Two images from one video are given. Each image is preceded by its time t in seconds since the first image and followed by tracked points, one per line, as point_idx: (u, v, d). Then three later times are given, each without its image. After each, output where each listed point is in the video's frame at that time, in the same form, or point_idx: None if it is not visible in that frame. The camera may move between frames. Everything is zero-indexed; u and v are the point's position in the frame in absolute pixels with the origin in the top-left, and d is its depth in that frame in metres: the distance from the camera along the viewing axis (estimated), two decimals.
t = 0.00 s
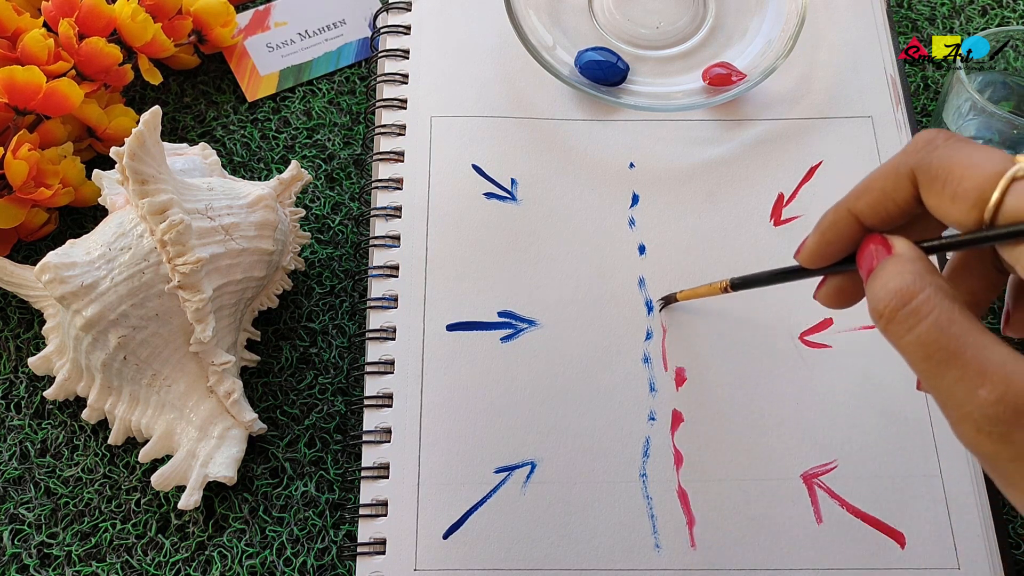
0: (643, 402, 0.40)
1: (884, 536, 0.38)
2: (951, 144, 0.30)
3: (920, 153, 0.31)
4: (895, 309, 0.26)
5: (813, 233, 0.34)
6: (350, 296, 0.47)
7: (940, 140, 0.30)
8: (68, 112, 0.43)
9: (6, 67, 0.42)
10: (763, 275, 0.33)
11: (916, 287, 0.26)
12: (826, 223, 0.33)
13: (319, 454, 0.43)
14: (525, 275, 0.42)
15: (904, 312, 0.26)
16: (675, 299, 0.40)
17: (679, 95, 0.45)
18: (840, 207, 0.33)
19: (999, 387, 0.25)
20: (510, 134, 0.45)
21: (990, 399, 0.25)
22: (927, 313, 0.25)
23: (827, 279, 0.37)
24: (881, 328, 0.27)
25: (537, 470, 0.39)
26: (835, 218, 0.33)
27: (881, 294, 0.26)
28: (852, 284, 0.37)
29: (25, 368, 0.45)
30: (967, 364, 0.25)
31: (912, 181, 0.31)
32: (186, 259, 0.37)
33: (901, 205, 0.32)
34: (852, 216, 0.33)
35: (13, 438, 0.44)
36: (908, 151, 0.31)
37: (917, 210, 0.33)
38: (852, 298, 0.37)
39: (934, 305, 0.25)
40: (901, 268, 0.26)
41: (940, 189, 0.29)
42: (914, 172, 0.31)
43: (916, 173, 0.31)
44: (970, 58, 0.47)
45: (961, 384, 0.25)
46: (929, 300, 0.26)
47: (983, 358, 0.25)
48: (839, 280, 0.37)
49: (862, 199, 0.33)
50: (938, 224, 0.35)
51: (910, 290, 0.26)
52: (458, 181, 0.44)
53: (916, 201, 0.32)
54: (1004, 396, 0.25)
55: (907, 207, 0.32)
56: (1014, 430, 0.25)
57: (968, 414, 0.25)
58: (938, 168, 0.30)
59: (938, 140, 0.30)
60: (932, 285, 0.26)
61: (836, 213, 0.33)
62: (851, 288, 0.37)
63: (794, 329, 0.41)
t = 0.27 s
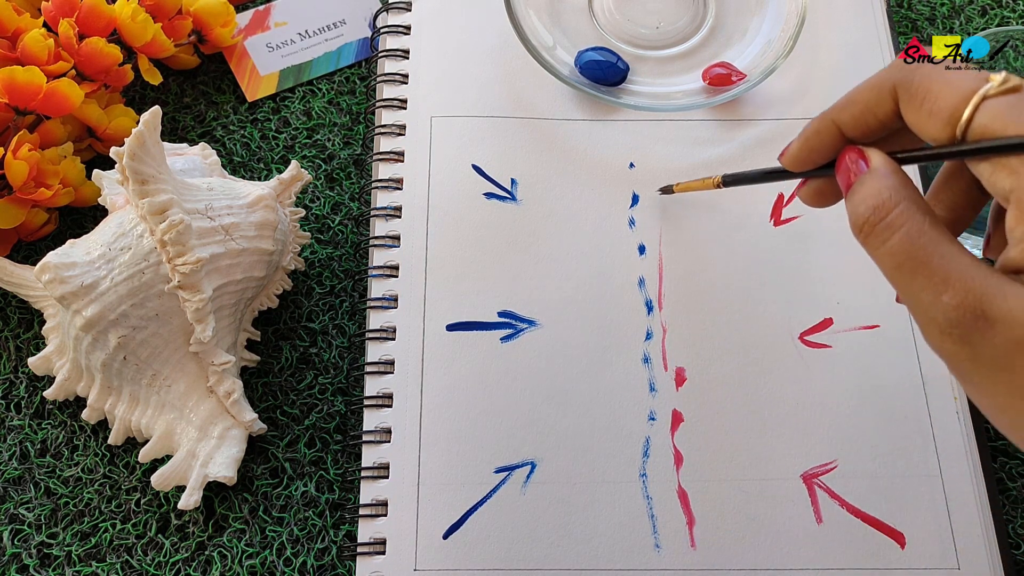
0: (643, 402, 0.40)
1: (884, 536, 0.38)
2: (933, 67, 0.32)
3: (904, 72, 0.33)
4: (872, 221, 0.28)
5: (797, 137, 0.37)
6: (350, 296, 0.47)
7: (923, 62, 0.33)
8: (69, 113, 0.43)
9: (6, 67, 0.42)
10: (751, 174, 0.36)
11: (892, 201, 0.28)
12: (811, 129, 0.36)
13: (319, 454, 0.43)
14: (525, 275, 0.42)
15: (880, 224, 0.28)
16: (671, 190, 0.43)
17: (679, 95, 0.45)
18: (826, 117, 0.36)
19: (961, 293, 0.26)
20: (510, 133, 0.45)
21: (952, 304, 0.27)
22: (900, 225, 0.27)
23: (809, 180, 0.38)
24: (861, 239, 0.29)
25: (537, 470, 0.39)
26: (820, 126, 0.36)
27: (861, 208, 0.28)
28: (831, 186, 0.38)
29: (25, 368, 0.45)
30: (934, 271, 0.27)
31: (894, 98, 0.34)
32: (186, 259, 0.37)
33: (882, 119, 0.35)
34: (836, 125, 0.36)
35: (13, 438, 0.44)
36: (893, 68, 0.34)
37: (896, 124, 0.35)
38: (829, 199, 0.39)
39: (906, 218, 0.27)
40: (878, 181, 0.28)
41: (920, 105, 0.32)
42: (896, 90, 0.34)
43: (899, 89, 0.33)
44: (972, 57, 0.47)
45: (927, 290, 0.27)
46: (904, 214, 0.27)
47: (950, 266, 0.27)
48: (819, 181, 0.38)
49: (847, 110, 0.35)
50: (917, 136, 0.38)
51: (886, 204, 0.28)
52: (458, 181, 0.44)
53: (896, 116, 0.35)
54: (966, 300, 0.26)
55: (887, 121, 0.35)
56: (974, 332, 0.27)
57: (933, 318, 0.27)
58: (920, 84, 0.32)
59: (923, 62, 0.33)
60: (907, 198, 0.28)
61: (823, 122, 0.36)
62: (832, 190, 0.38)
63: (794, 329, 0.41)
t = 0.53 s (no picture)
0: (643, 403, 0.40)
1: (885, 536, 0.38)
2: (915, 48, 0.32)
3: (887, 53, 0.33)
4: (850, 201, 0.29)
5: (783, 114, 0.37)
6: (350, 295, 0.47)
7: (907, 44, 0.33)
8: (69, 113, 0.43)
9: (6, 67, 0.42)
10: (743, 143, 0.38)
11: (870, 183, 0.29)
12: (796, 108, 0.36)
13: (319, 454, 0.43)
14: (525, 275, 0.42)
15: (856, 204, 0.29)
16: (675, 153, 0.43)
17: (679, 95, 0.45)
18: (810, 95, 0.36)
19: (929, 272, 0.28)
20: (509, 133, 0.45)
21: (918, 284, 0.28)
22: (875, 206, 0.29)
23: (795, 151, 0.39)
24: (838, 218, 0.30)
25: (537, 470, 0.39)
26: (804, 105, 0.36)
27: (840, 188, 0.30)
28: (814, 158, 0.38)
29: (25, 368, 0.45)
30: (904, 251, 0.28)
31: (875, 79, 0.34)
32: (186, 259, 0.37)
33: (865, 101, 0.35)
34: (821, 104, 0.36)
35: (13, 438, 0.44)
36: (876, 50, 0.34)
37: (879, 106, 0.36)
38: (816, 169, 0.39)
39: (881, 200, 0.29)
40: (858, 163, 0.30)
41: (901, 89, 0.32)
42: (878, 71, 0.34)
43: (881, 71, 0.33)
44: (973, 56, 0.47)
45: (898, 270, 0.29)
46: (880, 196, 0.29)
47: (919, 248, 0.28)
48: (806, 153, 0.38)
49: (831, 90, 0.35)
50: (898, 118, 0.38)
51: (864, 185, 0.29)
52: (458, 181, 0.44)
53: (877, 98, 0.35)
54: (931, 280, 0.28)
55: (870, 103, 0.35)
56: (940, 311, 0.28)
57: (901, 297, 0.29)
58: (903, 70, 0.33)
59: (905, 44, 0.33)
60: (884, 181, 0.29)
61: (808, 101, 0.36)
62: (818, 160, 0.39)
63: (794, 329, 0.41)
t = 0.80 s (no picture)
0: (643, 403, 0.40)
1: (884, 536, 0.38)
2: (942, 108, 0.30)
3: (913, 116, 0.30)
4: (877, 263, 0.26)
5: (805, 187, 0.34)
6: (350, 296, 0.47)
7: (933, 102, 0.30)
8: (69, 113, 0.43)
9: (6, 67, 0.42)
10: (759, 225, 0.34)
11: (898, 243, 0.26)
12: (820, 178, 0.33)
13: (319, 454, 0.43)
14: (525, 275, 0.42)
15: (883, 265, 0.26)
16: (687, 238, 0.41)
17: (679, 95, 0.45)
18: (835, 165, 0.33)
19: (966, 343, 0.25)
20: (509, 134, 0.45)
21: (956, 355, 0.25)
22: (906, 266, 0.26)
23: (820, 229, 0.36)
24: (861, 281, 0.27)
25: (537, 470, 0.39)
26: (828, 175, 0.33)
27: (864, 248, 0.27)
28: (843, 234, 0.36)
29: (25, 368, 0.45)
30: (939, 319, 0.25)
31: (903, 142, 0.31)
32: (186, 259, 0.37)
33: (892, 166, 0.32)
34: (845, 174, 0.33)
35: (13, 438, 0.44)
36: (901, 113, 0.31)
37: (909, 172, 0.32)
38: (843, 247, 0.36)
39: (912, 260, 0.26)
40: (885, 224, 0.27)
41: (930, 151, 0.29)
42: (905, 134, 0.31)
43: (908, 134, 0.30)
44: (971, 57, 0.50)
45: (931, 340, 0.25)
46: (910, 256, 0.26)
47: (955, 315, 0.25)
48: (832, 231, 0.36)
49: (856, 157, 0.32)
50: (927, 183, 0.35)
51: (892, 245, 0.26)
52: (458, 181, 0.44)
53: (906, 164, 0.32)
54: (971, 353, 0.25)
55: (899, 169, 0.32)
56: (977, 388, 0.25)
57: (935, 370, 0.25)
58: (931, 130, 0.29)
59: (931, 102, 0.30)
60: (913, 241, 0.26)
61: (831, 171, 0.33)
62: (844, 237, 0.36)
63: (794, 329, 0.41)
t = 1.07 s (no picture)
0: (643, 402, 0.40)
1: (885, 536, 0.38)
2: (987, 200, 0.30)
3: (954, 206, 0.30)
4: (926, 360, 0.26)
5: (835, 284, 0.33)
6: (350, 296, 0.47)
7: (975, 191, 0.30)
8: (69, 113, 0.43)
9: (6, 67, 0.42)
10: (782, 321, 0.32)
11: (949, 342, 0.26)
12: (854, 272, 0.32)
13: (319, 454, 0.43)
14: (525, 275, 0.42)
15: (935, 362, 0.26)
16: (692, 336, 0.40)
17: (679, 95, 0.45)
18: (869, 259, 0.32)
19: None
20: (509, 134, 0.45)
21: (1019, 471, 0.24)
22: (959, 368, 0.26)
23: (851, 327, 0.37)
24: (905, 377, 0.27)
25: (537, 470, 0.39)
26: (863, 267, 0.32)
27: (910, 342, 0.26)
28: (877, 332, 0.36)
29: (25, 368, 0.45)
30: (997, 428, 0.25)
31: (945, 233, 0.31)
32: (186, 259, 0.38)
33: (932, 258, 0.32)
34: (882, 267, 0.32)
35: (13, 438, 0.44)
36: (940, 205, 0.31)
37: (947, 264, 0.32)
38: (878, 345, 0.37)
39: (964, 361, 0.26)
40: (933, 321, 0.26)
41: (978, 243, 0.29)
42: (948, 225, 0.31)
43: (952, 227, 0.30)
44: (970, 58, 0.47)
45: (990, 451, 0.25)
46: (960, 355, 0.26)
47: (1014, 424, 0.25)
48: (863, 329, 0.36)
49: (893, 250, 0.32)
50: (962, 274, 0.35)
51: (942, 344, 0.26)
52: (459, 182, 0.44)
53: (947, 255, 0.32)
54: None
55: (938, 261, 0.32)
56: None
57: (995, 485, 0.25)
58: (977, 220, 0.29)
59: (976, 191, 0.30)
60: (964, 340, 0.26)
61: (866, 265, 0.32)
62: (877, 334, 0.36)
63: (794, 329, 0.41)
